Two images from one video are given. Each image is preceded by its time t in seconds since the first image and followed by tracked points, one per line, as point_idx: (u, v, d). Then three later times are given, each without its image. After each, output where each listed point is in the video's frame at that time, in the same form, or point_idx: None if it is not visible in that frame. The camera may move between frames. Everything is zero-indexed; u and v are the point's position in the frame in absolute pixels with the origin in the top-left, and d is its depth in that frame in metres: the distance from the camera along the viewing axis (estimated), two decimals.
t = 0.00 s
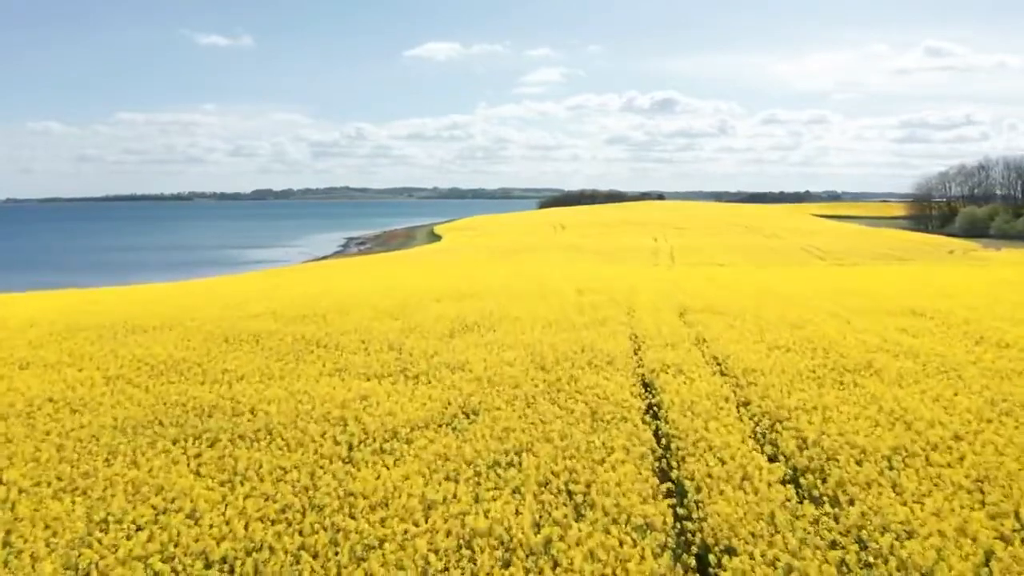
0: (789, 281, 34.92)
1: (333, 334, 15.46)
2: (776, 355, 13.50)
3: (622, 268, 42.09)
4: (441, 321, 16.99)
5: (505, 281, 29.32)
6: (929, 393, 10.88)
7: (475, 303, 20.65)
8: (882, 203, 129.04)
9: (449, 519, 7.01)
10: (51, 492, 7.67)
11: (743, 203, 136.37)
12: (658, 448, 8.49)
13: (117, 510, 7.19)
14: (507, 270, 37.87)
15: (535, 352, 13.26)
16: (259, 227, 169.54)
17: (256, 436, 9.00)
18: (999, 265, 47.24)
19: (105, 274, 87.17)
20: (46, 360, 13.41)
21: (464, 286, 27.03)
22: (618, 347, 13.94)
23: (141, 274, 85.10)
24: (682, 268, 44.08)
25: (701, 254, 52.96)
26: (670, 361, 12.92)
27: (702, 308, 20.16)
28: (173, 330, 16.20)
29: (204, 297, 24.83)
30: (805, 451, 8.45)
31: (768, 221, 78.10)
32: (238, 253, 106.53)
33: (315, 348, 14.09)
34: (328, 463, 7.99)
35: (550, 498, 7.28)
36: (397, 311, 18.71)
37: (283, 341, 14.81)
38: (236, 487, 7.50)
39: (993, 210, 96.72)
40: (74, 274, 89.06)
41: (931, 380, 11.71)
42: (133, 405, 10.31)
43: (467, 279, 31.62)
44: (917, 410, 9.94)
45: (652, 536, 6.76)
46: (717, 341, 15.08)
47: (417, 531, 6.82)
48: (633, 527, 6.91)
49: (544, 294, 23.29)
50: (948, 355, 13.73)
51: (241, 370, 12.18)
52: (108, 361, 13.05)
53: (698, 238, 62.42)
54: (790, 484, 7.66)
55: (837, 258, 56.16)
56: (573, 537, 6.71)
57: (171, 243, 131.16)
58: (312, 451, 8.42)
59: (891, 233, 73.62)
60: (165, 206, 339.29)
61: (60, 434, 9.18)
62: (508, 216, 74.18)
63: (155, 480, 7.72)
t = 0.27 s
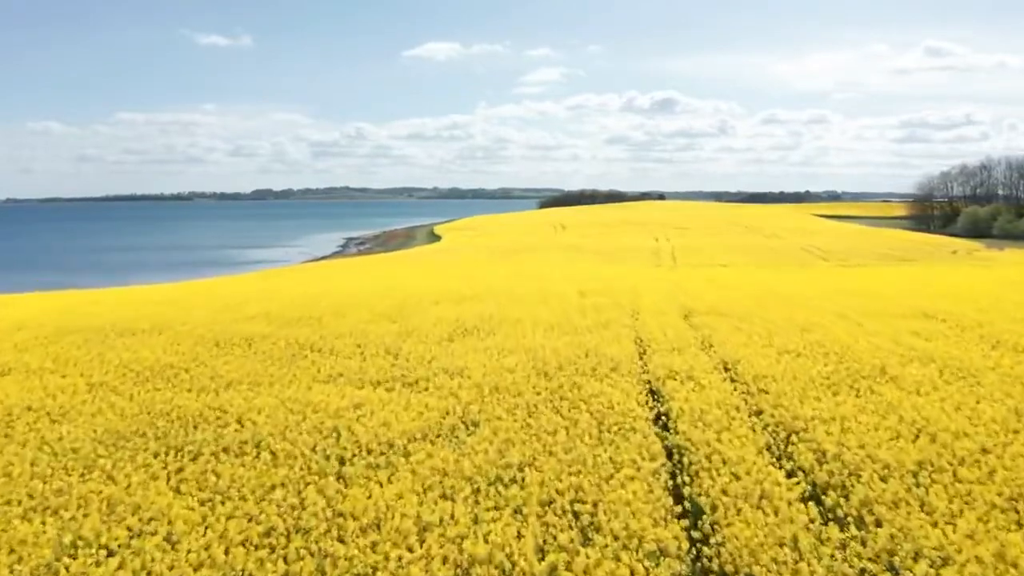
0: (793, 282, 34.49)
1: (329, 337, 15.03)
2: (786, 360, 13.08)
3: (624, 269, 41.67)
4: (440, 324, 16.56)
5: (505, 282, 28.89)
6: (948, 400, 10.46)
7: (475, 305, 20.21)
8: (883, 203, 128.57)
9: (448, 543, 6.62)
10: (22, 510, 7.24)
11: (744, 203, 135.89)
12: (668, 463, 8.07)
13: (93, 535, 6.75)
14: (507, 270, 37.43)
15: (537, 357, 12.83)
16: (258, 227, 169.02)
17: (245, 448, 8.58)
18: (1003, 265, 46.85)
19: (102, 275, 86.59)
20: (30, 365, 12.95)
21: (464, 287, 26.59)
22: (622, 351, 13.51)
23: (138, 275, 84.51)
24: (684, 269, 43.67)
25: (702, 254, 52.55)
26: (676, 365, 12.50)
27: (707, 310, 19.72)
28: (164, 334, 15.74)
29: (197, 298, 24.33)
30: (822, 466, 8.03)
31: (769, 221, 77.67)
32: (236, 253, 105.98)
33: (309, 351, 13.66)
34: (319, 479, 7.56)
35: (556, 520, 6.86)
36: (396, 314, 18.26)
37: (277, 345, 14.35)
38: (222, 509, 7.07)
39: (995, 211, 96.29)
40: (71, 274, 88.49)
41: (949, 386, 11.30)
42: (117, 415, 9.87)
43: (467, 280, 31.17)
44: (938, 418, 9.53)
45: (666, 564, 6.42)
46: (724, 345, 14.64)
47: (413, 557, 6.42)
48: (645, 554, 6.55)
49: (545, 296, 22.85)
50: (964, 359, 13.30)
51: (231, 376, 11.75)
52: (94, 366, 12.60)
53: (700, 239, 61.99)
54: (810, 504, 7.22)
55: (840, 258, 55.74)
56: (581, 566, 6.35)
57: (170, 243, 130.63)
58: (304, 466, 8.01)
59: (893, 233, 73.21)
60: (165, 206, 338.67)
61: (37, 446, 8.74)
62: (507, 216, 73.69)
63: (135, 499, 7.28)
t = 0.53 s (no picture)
0: (798, 283, 33.99)
1: (322, 343, 14.52)
2: (797, 368, 12.58)
3: (625, 270, 41.18)
4: (437, 328, 16.05)
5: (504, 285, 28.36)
6: (970, 411, 9.98)
7: (474, 309, 19.70)
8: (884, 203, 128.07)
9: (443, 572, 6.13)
10: None
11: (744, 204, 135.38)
12: (679, 484, 7.58)
13: (59, 566, 6.24)
14: (507, 271, 36.94)
15: (539, 364, 12.33)
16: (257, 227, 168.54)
17: (228, 466, 8.08)
18: (1008, 266, 46.41)
19: (98, 276, 86.04)
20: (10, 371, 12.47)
21: (463, 291, 26.10)
22: (627, 358, 13.01)
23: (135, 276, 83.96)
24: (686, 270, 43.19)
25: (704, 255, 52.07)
26: (683, 373, 11.99)
27: (713, 313, 19.22)
28: (152, 340, 15.23)
29: (190, 301, 23.79)
30: (845, 484, 7.63)
31: (770, 222, 77.19)
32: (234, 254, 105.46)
33: (301, 358, 13.15)
34: (307, 502, 7.08)
35: (561, 549, 6.36)
36: (393, 318, 17.74)
37: (268, 351, 13.83)
38: (200, 538, 6.57)
39: (997, 211, 95.82)
40: (68, 275, 88.00)
41: (970, 395, 10.82)
42: (95, 430, 9.36)
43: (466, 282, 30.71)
44: (962, 431, 9.04)
45: None
46: (732, 351, 14.14)
47: None
48: None
49: (546, 299, 22.35)
50: (982, 365, 12.80)
51: (218, 385, 11.24)
52: (76, 374, 12.11)
53: (701, 239, 61.50)
54: (835, 532, 6.71)
55: (843, 259, 55.27)
56: None
57: (168, 244, 130.06)
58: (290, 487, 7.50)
59: (895, 233, 72.74)
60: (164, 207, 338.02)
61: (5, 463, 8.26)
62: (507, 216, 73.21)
63: (107, 525, 6.80)
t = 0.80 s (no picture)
0: (803, 285, 33.47)
1: (316, 349, 14.05)
2: (809, 376, 12.10)
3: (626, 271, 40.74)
4: (435, 334, 15.56)
5: (504, 287, 27.86)
6: (995, 425, 9.49)
7: (474, 313, 19.20)
8: (886, 203, 127.55)
9: None
10: None
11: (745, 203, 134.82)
12: (694, 508, 7.22)
13: None
14: (507, 272, 36.49)
15: (541, 372, 11.85)
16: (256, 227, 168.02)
17: (211, 488, 7.61)
18: (1014, 266, 45.89)
19: (96, 276, 85.53)
20: None
21: (463, 293, 25.61)
22: (633, 366, 12.52)
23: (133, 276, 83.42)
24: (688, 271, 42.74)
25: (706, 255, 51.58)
26: (691, 383, 11.52)
27: (719, 317, 18.72)
28: (141, 346, 14.76)
29: (183, 303, 23.30)
30: (867, 505, 7.25)
31: (772, 222, 76.67)
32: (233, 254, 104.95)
33: (294, 366, 12.67)
34: (292, 528, 6.83)
35: None
36: (390, 323, 17.30)
37: (260, 358, 13.36)
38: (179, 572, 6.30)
39: (1000, 211, 95.26)
40: (65, 275, 87.49)
41: (993, 407, 10.35)
42: (73, 444, 8.90)
43: (465, 284, 30.25)
44: (989, 451, 8.56)
45: None
46: (741, 358, 13.70)
47: None
48: None
49: (547, 302, 21.86)
50: (1002, 373, 12.30)
51: (205, 395, 10.78)
52: (59, 383, 11.70)
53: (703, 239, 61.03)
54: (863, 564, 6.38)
55: (846, 259, 54.76)
56: None
57: (166, 244, 129.53)
58: (277, 517, 7.03)
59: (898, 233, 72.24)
60: (163, 206, 337.47)
61: None
62: (507, 216, 72.74)
63: (80, 554, 6.57)
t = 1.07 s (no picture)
0: (807, 286, 33.01)
1: (309, 356, 13.54)
2: (824, 385, 11.59)
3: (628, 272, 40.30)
4: (432, 340, 15.06)
5: (505, 289, 27.34)
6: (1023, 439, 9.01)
7: (474, 317, 18.68)
8: (887, 203, 127.10)
9: None
10: None
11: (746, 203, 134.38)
12: (709, 535, 6.88)
13: None
14: (507, 273, 36.02)
15: (543, 381, 11.35)
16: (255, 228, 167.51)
17: (190, 510, 7.16)
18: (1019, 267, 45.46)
19: (93, 276, 84.97)
20: None
21: (461, 295, 25.14)
22: (639, 374, 12.03)
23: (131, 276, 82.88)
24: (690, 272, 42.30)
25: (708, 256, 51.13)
26: (699, 391, 11.04)
27: (726, 321, 18.22)
28: (128, 352, 14.26)
29: (176, 305, 22.78)
30: (890, 531, 6.91)
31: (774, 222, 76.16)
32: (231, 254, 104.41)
33: (284, 374, 12.18)
34: (276, 558, 6.41)
35: None
36: (386, 327, 16.81)
37: (249, 366, 12.86)
38: None
39: (1002, 211, 94.83)
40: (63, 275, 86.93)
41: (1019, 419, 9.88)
42: (46, 460, 8.41)
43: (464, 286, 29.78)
44: (1021, 469, 8.04)
45: None
46: (750, 364, 13.22)
47: None
48: None
49: (548, 304, 21.39)
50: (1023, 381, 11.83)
51: (190, 408, 10.30)
52: (39, 394, 11.23)
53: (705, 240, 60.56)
54: None
55: (849, 260, 54.29)
56: None
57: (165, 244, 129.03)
58: (258, 543, 6.61)
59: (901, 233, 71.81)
60: (162, 206, 337.01)
61: None
62: (507, 216, 72.24)
63: None
